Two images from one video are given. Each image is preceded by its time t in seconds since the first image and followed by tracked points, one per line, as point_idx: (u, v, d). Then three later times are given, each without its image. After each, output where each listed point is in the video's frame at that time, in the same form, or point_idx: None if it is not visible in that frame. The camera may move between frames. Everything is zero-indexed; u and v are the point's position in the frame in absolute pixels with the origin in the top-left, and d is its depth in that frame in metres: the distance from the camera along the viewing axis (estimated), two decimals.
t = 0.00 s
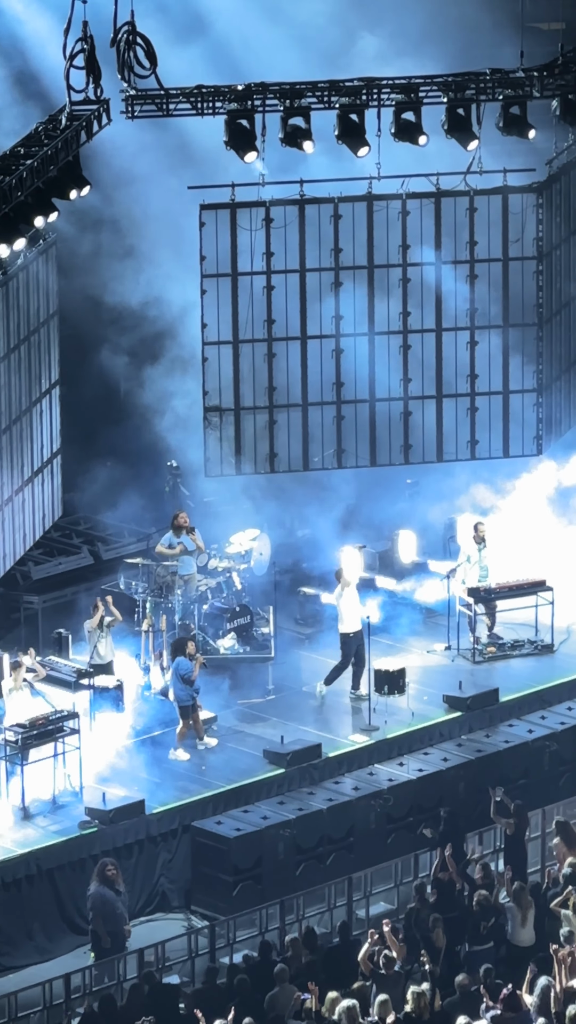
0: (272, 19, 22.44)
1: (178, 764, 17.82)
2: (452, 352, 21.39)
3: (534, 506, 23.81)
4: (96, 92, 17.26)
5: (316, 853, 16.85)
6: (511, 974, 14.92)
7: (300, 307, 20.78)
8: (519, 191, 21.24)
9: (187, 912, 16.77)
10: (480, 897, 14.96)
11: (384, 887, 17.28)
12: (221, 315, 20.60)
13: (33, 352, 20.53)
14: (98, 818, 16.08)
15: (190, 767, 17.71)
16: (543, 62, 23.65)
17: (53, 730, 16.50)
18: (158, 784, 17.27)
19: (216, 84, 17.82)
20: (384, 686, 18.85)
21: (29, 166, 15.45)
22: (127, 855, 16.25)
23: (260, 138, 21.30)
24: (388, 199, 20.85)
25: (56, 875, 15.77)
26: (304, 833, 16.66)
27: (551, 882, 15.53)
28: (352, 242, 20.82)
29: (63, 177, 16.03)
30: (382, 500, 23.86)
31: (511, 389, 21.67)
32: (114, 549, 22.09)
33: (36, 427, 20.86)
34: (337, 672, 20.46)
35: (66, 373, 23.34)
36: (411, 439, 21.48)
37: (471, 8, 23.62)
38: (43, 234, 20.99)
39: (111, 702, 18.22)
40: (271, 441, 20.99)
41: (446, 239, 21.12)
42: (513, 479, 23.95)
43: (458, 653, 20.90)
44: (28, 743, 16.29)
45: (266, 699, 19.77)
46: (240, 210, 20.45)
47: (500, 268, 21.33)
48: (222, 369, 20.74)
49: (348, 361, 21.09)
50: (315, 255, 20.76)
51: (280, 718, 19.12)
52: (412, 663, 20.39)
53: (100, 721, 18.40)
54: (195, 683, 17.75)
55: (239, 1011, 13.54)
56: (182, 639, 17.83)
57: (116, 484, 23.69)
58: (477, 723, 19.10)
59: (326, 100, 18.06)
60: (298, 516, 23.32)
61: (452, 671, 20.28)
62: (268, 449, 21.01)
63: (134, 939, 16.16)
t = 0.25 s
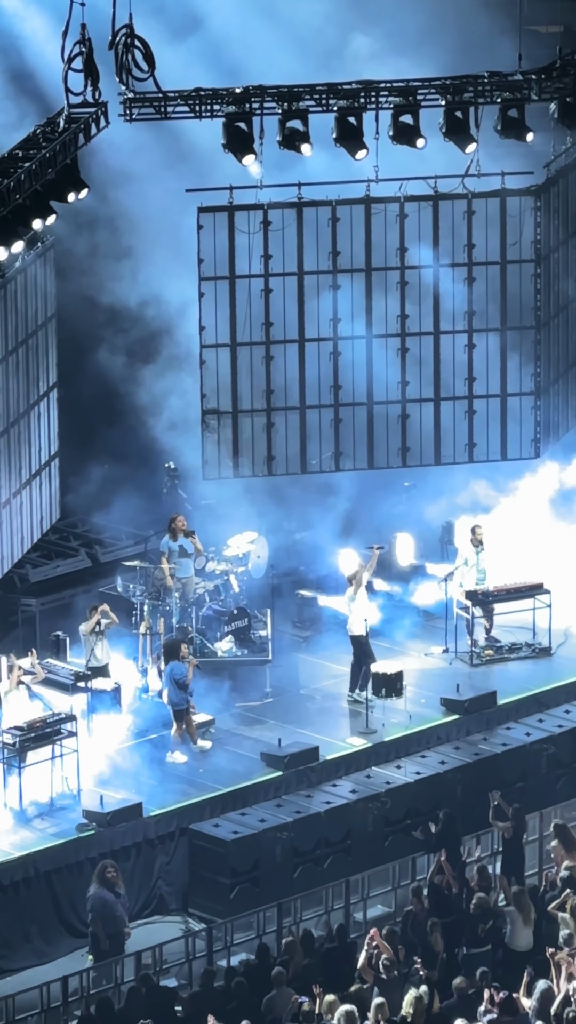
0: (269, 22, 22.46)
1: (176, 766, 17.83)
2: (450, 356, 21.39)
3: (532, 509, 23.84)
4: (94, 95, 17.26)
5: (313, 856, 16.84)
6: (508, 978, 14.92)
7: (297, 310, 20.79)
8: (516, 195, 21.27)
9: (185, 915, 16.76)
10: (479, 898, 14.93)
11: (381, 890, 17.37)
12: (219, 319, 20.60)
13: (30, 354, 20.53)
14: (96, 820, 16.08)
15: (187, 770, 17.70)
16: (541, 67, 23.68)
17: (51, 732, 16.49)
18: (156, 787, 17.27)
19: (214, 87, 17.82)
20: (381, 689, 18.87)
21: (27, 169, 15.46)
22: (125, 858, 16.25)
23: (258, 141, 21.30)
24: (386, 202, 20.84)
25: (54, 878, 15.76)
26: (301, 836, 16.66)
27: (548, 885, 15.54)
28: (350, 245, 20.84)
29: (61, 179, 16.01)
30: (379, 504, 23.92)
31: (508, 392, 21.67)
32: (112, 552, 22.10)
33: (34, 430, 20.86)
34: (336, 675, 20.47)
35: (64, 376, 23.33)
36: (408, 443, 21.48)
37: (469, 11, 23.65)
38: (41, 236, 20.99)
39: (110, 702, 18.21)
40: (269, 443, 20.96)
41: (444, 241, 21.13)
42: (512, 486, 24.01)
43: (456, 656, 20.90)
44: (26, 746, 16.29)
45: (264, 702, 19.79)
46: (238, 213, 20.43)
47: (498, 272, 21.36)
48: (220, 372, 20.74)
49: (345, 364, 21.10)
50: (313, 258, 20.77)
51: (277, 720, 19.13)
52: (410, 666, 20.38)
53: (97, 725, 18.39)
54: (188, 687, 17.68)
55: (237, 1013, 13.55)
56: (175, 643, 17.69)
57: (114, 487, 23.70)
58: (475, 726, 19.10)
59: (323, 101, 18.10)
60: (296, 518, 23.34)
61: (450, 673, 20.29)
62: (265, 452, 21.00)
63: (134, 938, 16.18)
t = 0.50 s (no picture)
0: (265, 23, 22.48)
1: (172, 768, 17.83)
2: (447, 358, 21.41)
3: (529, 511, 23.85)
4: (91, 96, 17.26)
5: (309, 857, 16.84)
6: (504, 980, 14.90)
7: (294, 312, 20.78)
8: (513, 197, 21.27)
9: (181, 916, 16.73)
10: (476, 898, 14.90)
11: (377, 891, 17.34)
12: (216, 319, 20.56)
13: (27, 355, 20.53)
14: (92, 821, 16.07)
15: (184, 771, 17.70)
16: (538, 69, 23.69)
17: (47, 733, 16.48)
18: (152, 788, 17.27)
19: (211, 88, 17.82)
20: (377, 691, 18.88)
21: (24, 169, 15.45)
22: (121, 859, 16.25)
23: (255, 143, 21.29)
24: (383, 204, 20.84)
25: (50, 879, 15.75)
26: (297, 838, 16.65)
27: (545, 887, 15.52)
28: (346, 246, 20.85)
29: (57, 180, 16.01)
30: (376, 506, 23.94)
31: (505, 393, 21.67)
32: (108, 553, 22.11)
33: (30, 431, 20.86)
34: (332, 676, 20.48)
35: (60, 378, 23.32)
36: (405, 444, 21.49)
37: (464, 13, 23.66)
38: (38, 237, 20.98)
39: (102, 709, 18.13)
40: (266, 445, 20.99)
41: (440, 242, 21.12)
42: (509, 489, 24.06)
43: (452, 658, 20.90)
44: (22, 747, 16.28)
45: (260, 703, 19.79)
46: (235, 214, 20.42)
47: (495, 274, 21.33)
48: (217, 373, 20.72)
49: (342, 366, 21.09)
50: (309, 260, 20.77)
51: (274, 722, 19.12)
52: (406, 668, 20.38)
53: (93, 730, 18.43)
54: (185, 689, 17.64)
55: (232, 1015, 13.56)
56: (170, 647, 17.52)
57: (112, 490, 23.69)
58: (471, 728, 19.10)
59: (320, 103, 18.22)
60: (292, 520, 23.34)
61: (446, 675, 20.29)
62: (262, 453, 21.00)
63: (133, 938, 16.26)
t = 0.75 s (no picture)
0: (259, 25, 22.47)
1: (168, 767, 17.84)
2: (443, 359, 21.40)
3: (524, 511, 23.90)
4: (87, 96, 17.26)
5: (305, 857, 16.86)
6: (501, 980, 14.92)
7: (291, 311, 20.77)
8: (509, 197, 21.28)
9: (178, 916, 16.73)
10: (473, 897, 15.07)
11: (373, 890, 17.11)
12: (212, 318, 20.50)
13: (23, 355, 20.53)
14: (88, 821, 16.08)
15: (180, 771, 17.72)
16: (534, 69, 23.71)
17: (44, 733, 16.49)
18: (148, 788, 17.28)
19: (208, 88, 17.81)
20: (374, 691, 18.90)
21: (20, 170, 15.49)
22: (117, 858, 16.26)
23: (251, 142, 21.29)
24: (379, 204, 20.84)
25: (46, 879, 15.76)
26: (294, 838, 16.67)
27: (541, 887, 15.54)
28: (343, 247, 20.86)
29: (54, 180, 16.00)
30: (372, 506, 23.96)
31: (501, 393, 21.67)
32: (105, 552, 22.19)
33: (27, 431, 20.87)
34: (329, 676, 20.49)
35: (57, 379, 23.34)
36: (401, 444, 21.49)
37: (459, 14, 23.76)
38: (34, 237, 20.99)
39: (98, 710, 18.12)
40: (262, 445, 21.00)
41: (437, 241, 21.11)
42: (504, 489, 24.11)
43: (449, 658, 20.91)
44: (18, 747, 16.29)
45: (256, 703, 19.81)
46: (231, 214, 20.42)
47: (491, 274, 21.33)
48: (213, 373, 20.72)
49: (338, 366, 21.09)
50: (306, 260, 20.77)
51: (270, 721, 19.14)
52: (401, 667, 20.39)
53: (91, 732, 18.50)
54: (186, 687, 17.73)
55: (228, 1015, 13.58)
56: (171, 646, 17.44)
57: (107, 491, 23.76)
58: (467, 728, 19.11)
59: (316, 103, 18.21)
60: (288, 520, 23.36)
61: (442, 675, 20.32)
62: (259, 454, 21.02)
63: (129, 937, 16.06)
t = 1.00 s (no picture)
0: (258, 25, 22.59)
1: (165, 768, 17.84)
2: (440, 360, 21.39)
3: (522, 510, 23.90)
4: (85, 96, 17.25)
5: (303, 858, 16.86)
6: (498, 981, 14.91)
7: (288, 312, 20.77)
8: (507, 197, 21.25)
9: (175, 917, 16.72)
10: (470, 897, 15.03)
11: (371, 891, 17.12)
12: (210, 320, 20.57)
13: (21, 356, 20.52)
14: (85, 822, 16.07)
15: (178, 771, 17.71)
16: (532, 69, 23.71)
17: (41, 734, 16.47)
18: (145, 789, 17.27)
19: (205, 88, 17.79)
20: (371, 692, 18.92)
21: (18, 170, 15.48)
22: (115, 859, 16.25)
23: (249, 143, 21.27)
24: (377, 204, 20.81)
25: (43, 880, 15.75)
26: (291, 838, 16.66)
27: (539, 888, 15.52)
28: (340, 247, 20.84)
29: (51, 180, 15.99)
30: (370, 506, 23.97)
31: (499, 393, 21.65)
32: (102, 552, 22.28)
33: (24, 431, 20.86)
34: (326, 676, 20.48)
35: (54, 380, 23.35)
36: (399, 444, 21.48)
37: (456, 14, 23.75)
38: (31, 237, 20.97)
39: (95, 710, 18.11)
40: (259, 446, 20.97)
41: (434, 241, 21.08)
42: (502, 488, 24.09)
43: (446, 658, 20.91)
44: (15, 747, 16.28)
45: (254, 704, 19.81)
46: (229, 215, 20.41)
47: (489, 274, 21.31)
48: (210, 374, 20.72)
49: (336, 367, 21.06)
50: (303, 261, 20.76)
51: (267, 722, 19.14)
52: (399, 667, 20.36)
53: (88, 732, 18.52)
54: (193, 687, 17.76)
55: (225, 1016, 13.58)
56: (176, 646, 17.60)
57: (104, 492, 23.94)
58: (464, 729, 19.10)
59: (314, 104, 18.12)
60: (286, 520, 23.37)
61: (440, 675, 20.32)
62: (256, 454, 21.00)
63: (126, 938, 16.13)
